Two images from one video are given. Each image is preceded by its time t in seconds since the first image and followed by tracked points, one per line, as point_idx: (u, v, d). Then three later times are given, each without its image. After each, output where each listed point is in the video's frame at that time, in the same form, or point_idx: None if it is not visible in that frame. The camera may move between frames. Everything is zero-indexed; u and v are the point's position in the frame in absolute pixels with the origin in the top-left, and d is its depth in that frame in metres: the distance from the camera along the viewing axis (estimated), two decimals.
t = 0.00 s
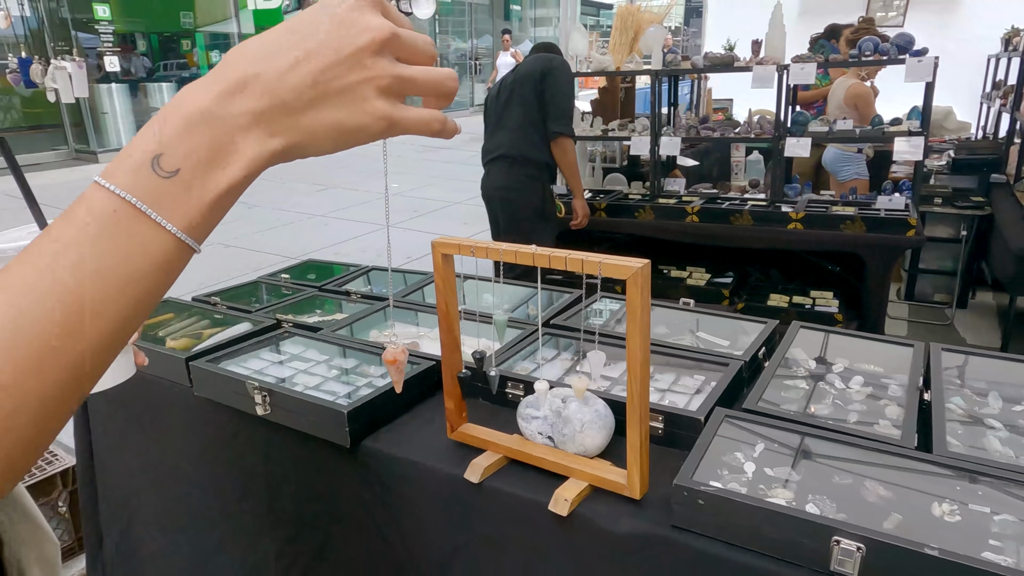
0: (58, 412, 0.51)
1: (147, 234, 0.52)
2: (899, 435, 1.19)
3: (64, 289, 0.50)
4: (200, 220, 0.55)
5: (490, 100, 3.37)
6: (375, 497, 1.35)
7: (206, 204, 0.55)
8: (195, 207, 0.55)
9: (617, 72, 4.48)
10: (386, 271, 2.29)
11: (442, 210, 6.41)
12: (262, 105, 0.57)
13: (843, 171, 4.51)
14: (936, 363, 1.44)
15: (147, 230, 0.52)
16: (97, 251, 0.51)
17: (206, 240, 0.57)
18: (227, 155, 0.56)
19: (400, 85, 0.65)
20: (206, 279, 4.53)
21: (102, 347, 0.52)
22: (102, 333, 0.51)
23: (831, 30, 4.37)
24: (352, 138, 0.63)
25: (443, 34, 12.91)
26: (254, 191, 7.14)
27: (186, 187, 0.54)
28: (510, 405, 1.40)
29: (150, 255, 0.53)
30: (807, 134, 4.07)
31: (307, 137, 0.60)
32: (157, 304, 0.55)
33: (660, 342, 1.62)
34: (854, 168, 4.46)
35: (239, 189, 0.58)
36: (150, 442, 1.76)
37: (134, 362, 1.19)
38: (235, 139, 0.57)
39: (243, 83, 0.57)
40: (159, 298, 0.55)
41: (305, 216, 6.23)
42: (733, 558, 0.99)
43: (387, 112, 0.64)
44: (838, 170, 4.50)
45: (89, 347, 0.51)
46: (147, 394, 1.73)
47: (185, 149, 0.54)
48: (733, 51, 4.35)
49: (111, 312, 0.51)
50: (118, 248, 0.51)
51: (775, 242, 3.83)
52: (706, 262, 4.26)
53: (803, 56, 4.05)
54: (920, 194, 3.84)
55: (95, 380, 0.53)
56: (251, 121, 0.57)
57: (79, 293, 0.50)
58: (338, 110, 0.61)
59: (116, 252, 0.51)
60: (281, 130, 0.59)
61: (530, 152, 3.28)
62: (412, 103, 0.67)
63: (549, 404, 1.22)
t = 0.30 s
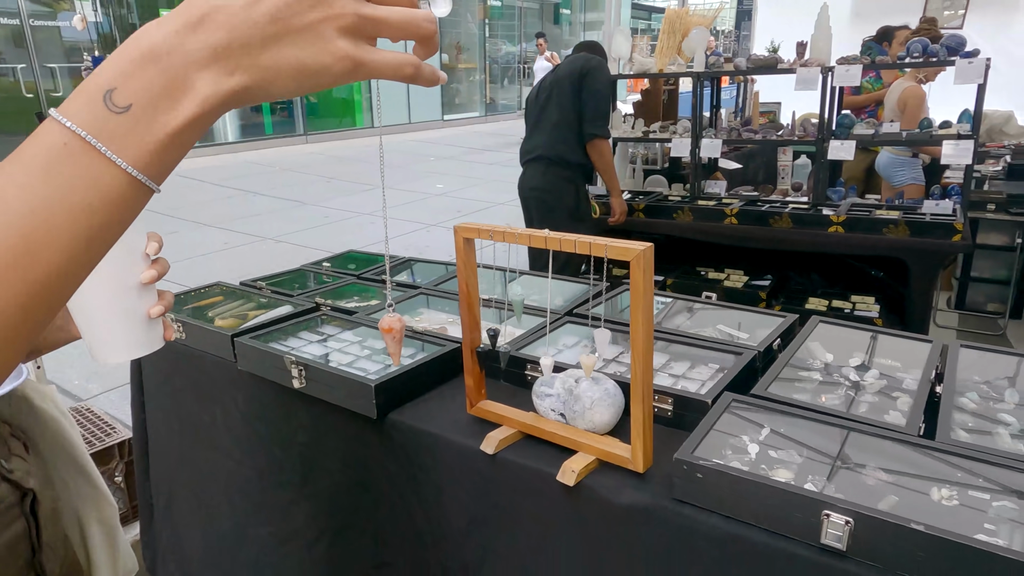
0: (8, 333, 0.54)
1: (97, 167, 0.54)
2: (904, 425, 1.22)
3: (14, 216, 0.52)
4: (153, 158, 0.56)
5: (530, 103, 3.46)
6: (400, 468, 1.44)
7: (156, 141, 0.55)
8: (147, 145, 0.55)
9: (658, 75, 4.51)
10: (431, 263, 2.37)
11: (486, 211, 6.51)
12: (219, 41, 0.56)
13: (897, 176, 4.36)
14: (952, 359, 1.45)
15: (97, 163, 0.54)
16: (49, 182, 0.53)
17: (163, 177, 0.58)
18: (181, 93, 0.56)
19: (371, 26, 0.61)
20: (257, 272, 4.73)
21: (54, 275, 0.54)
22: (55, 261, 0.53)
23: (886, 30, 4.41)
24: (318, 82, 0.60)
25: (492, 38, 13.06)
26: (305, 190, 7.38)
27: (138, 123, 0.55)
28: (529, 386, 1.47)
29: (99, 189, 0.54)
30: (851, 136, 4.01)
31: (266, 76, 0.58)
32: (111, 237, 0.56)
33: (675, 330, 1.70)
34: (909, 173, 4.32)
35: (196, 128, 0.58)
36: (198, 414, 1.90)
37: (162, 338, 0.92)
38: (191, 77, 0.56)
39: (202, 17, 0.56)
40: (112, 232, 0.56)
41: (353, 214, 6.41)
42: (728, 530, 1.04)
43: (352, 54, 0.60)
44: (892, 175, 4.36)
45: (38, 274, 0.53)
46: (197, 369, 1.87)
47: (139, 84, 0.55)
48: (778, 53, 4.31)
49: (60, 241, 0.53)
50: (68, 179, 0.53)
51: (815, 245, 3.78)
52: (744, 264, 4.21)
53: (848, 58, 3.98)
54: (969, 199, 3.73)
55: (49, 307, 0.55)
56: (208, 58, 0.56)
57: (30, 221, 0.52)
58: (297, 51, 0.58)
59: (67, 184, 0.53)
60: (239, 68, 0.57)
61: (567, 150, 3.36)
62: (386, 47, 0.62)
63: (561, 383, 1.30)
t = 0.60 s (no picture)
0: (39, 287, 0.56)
1: (129, 127, 0.56)
2: (928, 421, 1.23)
3: (50, 171, 0.54)
4: (182, 118, 0.58)
5: (570, 105, 3.53)
6: (434, 449, 1.51)
7: (185, 102, 0.58)
8: (178, 105, 0.58)
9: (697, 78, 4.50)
10: (470, 260, 2.44)
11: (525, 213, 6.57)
12: (249, 3, 0.58)
13: (953, 180, 4.25)
14: (981, 359, 1.46)
15: (129, 122, 0.56)
16: (83, 139, 0.55)
17: (190, 138, 0.60)
18: (209, 53, 0.58)
19: None
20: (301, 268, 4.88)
21: (85, 232, 0.56)
22: (86, 218, 0.56)
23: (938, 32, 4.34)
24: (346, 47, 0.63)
25: (535, 41, 13.13)
26: (349, 190, 7.55)
27: (168, 82, 0.57)
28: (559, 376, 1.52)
29: (131, 147, 0.56)
30: (896, 140, 3.93)
31: (294, 39, 0.60)
32: (139, 198, 0.58)
33: (702, 326, 1.73)
34: (967, 178, 4.20)
35: (222, 91, 0.60)
36: (245, 397, 2.00)
37: (198, 326, 1.02)
38: (219, 38, 0.58)
39: None
40: (141, 191, 0.58)
41: (394, 214, 6.54)
42: (744, 513, 1.07)
43: (379, 18, 0.62)
44: (947, 180, 4.25)
45: (69, 229, 0.55)
46: (246, 354, 1.98)
47: (169, 46, 0.57)
48: (821, 55, 4.27)
49: (90, 196, 0.55)
50: (100, 137, 0.55)
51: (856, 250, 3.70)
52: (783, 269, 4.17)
53: (893, 61, 3.91)
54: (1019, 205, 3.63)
55: (79, 262, 0.57)
56: (235, 21, 0.58)
57: (64, 176, 0.54)
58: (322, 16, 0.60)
59: (100, 139, 0.55)
60: (268, 31, 0.59)
61: (601, 154, 3.40)
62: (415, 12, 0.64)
63: (589, 371, 1.35)
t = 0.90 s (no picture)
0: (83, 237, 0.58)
1: (159, 80, 0.59)
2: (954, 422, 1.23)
3: (88, 124, 0.57)
4: (208, 69, 0.61)
5: (604, 102, 3.53)
6: (463, 439, 1.56)
7: (210, 54, 0.60)
8: (204, 59, 0.60)
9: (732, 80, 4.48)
10: (500, 258, 2.49)
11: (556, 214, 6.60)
12: None
13: (1006, 186, 4.15)
14: (1011, 362, 1.46)
15: (159, 74, 0.59)
16: (117, 92, 0.58)
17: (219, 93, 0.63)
18: (230, 9, 0.62)
19: None
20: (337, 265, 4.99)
21: (121, 182, 0.59)
22: (123, 168, 0.58)
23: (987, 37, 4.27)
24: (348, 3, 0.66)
25: (571, 43, 13.17)
26: (384, 190, 7.68)
27: (193, 36, 0.60)
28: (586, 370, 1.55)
29: (162, 98, 0.59)
30: (936, 144, 3.87)
31: None
32: (171, 148, 0.61)
33: (730, 324, 1.75)
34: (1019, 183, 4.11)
35: (246, 45, 0.63)
36: (282, 386, 2.08)
37: (227, 333, 1.07)
38: None
39: None
40: (174, 143, 0.61)
41: (427, 214, 6.63)
42: (766, 504, 1.10)
43: None
44: (999, 186, 4.16)
45: (109, 180, 0.58)
46: (284, 344, 2.06)
47: None
48: (860, 57, 4.21)
49: (125, 146, 0.58)
50: (131, 89, 0.58)
51: (892, 254, 3.67)
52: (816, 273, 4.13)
53: (935, 63, 3.85)
54: None
55: (117, 213, 0.59)
56: None
57: (102, 128, 0.57)
58: None
59: (132, 93, 0.58)
60: None
61: (631, 159, 3.42)
62: None
63: (616, 364, 1.39)
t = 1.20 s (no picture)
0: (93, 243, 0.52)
1: (180, 74, 0.53)
2: (985, 427, 1.22)
3: (102, 120, 0.51)
4: (234, 63, 0.56)
5: (640, 106, 3.51)
6: (490, 434, 1.59)
7: (234, 47, 0.55)
8: (228, 54, 0.55)
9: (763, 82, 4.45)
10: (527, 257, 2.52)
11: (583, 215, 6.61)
12: None
13: None
14: None
15: (181, 67, 0.53)
16: (137, 85, 0.52)
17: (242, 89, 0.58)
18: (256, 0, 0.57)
19: None
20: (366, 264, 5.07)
21: (136, 183, 0.53)
22: (142, 167, 0.53)
23: None
24: None
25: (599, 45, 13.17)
26: (412, 190, 7.77)
27: (216, 29, 0.55)
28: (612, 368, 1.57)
29: (184, 96, 0.54)
30: (973, 147, 3.79)
31: None
32: (190, 149, 0.55)
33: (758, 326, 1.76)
34: None
35: (273, 38, 0.58)
36: (314, 379, 2.13)
37: (258, 351, 1.06)
38: None
39: None
40: (194, 143, 0.55)
41: (455, 214, 6.69)
42: (791, 503, 1.10)
43: None
44: None
45: (128, 180, 0.52)
46: (317, 339, 2.11)
47: None
48: (894, 59, 4.15)
49: (145, 145, 0.52)
50: (151, 82, 0.53)
51: (925, 259, 3.61)
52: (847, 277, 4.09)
53: (972, 65, 3.77)
54: None
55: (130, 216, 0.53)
56: None
57: (119, 125, 0.51)
58: None
59: (152, 86, 0.53)
60: None
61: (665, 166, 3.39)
62: None
63: (643, 363, 1.40)
